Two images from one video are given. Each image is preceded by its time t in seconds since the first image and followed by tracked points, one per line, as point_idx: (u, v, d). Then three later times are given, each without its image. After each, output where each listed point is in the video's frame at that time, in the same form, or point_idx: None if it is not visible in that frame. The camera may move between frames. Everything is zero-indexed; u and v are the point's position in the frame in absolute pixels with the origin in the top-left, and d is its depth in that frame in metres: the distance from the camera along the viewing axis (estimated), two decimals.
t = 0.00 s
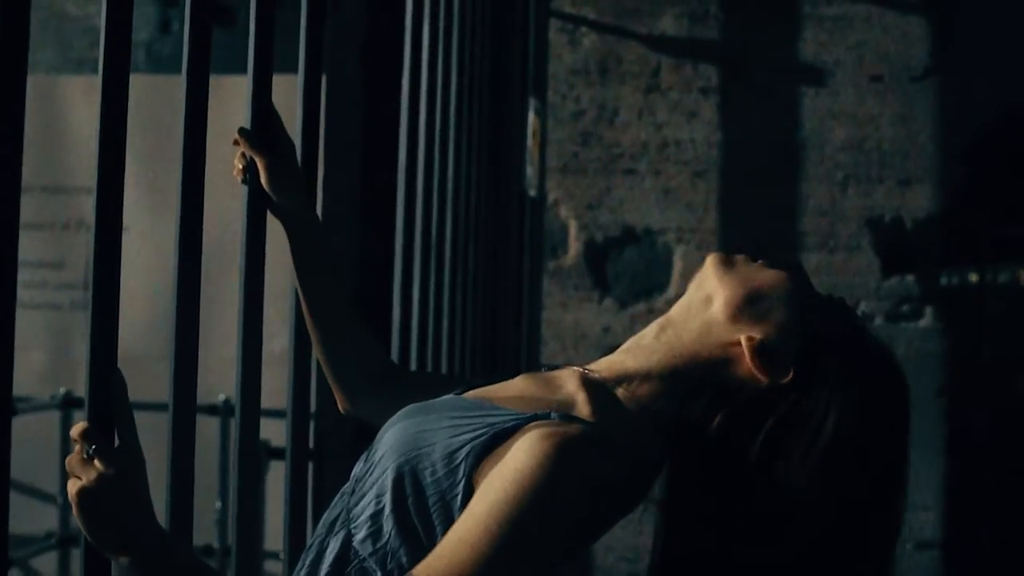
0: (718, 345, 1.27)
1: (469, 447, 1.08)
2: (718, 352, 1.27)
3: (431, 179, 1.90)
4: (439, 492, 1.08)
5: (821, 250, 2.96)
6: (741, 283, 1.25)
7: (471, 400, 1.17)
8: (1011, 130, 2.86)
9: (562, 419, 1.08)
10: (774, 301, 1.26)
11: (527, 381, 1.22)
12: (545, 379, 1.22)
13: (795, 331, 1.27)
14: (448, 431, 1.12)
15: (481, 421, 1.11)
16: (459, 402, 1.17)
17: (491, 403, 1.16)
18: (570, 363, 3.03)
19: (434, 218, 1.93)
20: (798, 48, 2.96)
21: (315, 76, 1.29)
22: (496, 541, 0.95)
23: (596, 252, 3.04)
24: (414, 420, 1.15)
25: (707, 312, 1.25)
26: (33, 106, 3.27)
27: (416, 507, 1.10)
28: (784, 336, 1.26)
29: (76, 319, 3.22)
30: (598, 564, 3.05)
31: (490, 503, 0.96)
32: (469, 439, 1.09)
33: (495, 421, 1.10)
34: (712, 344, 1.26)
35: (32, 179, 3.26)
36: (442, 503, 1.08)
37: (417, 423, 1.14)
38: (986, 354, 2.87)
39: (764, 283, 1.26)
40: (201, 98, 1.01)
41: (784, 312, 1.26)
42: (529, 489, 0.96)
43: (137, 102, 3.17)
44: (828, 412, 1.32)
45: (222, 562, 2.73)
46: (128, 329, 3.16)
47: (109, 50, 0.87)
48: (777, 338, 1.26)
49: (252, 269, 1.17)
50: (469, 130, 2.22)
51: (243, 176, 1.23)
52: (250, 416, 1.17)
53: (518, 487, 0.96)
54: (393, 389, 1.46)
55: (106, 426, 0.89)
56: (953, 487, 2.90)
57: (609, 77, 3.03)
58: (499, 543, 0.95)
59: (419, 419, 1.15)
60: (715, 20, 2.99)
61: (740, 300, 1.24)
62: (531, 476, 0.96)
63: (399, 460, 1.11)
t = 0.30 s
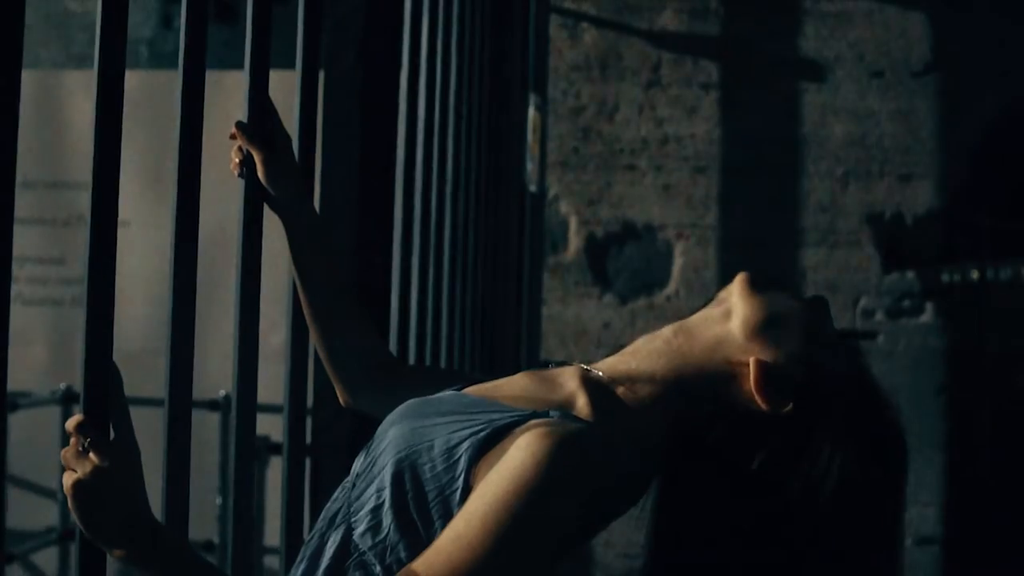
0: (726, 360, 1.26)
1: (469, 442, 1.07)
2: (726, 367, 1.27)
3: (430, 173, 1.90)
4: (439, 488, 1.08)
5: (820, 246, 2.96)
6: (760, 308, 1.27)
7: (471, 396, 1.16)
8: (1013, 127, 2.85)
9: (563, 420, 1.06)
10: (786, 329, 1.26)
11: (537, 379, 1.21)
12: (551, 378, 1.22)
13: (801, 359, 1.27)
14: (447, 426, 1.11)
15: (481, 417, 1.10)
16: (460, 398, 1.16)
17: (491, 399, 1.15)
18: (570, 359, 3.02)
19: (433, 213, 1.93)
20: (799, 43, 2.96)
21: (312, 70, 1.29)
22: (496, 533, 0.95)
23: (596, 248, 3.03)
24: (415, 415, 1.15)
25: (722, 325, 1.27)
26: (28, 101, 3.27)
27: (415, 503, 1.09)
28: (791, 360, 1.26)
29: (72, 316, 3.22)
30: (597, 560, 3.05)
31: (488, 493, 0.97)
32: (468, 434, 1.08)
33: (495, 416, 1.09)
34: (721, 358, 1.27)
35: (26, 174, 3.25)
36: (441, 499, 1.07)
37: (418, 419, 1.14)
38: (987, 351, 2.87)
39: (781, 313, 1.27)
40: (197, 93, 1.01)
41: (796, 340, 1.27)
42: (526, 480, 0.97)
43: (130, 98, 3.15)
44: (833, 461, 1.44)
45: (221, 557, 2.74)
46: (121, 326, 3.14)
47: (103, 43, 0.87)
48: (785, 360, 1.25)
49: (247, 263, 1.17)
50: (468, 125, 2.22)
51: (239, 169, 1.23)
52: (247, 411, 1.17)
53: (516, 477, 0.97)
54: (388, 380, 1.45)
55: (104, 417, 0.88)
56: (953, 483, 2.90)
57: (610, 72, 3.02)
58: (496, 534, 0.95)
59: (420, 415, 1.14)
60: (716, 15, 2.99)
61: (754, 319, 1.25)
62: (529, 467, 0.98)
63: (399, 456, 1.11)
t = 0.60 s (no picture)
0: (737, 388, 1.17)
1: (472, 445, 1.04)
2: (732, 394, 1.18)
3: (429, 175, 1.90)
4: (442, 491, 1.05)
5: (821, 249, 2.96)
6: (780, 339, 1.15)
7: (480, 405, 1.15)
8: (1014, 130, 2.85)
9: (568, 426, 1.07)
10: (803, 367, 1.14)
11: (552, 387, 1.22)
12: (564, 388, 1.21)
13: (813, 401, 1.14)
14: (454, 430, 1.09)
15: (487, 423, 1.08)
16: (467, 406, 1.15)
17: (500, 409, 1.14)
18: (571, 362, 3.02)
19: (432, 216, 1.93)
20: (800, 47, 2.96)
21: (311, 73, 1.29)
22: (494, 539, 0.88)
23: (597, 251, 3.04)
24: (423, 420, 1.13)
25: (737, 353, 1.17)
26: (25, 104, 3.27)
27: (418, 506, 1.06)
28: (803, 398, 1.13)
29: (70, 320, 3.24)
30: (597, 563, 3.05)
31: (489, 502, 0.90)
32: (473, 440, 1.05)
33: (501, 423, 1.07)
34: (731, 384, 1.17)
35: (23, 177, 3.26)
36: (444, 502, 1.04)
37: (426, 425, 1.12)
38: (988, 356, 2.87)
39: (806, 347, 1.15)
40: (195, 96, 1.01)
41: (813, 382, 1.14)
42: (527, 483, 0.90)
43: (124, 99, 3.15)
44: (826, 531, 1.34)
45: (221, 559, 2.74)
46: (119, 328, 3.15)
47: (99, 46, 0.87)
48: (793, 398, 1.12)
49: (244, 266, 1.17)
50: (468, 127, 2.22)
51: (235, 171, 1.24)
52: (245, 413, 1.17)
53: (517, 483, 0.90)
54: (390, 381, 1.45)
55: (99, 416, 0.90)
56: (954, 488, 2.90)
57: (611, 75, 3.02)
58: (494, 539, 0.88)
59: (427, 421, 1.13)
60: (717, 18, 2.99)
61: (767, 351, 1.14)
62: (530, 472, 0.91)
63: (404, 460, 1.09)
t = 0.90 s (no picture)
0: (738, 392, 1.04)
1: (477, 435, 1.00)
2: (733, 399, 1.04)
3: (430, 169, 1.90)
4: (445, 481, 1.01)
5: (824, 244, 2.95)
6: (787, 345, 1.02)
7: (484, 391, 1.08)
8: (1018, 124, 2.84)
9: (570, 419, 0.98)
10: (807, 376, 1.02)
11: (547, 381, 1.10)
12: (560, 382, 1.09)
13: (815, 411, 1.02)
14: (457, 417, 1.04)
15: (492, 411, 1.03)
16: (471, 392, 1.08)
17: (507, 395, 1.08)
18: (574, 356, 3.02)
19: (434, 210, 1.93)
20: (804, 41, 2.95)
21: (311, 66, 1.30)
22: (499, 528, 0.86)
23: (600, 245, 3.04)
24: (425, 404, 1.08)
25: (739, 355, 1.04)
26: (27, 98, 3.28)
27: (420, 495, 1.02)
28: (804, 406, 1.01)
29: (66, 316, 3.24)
30: (599, 557, 3.05)
31: (497, 491, 0.87)
32: (479, 429, 1.00)
33: (507, 413, 1.01)
34: (732, 387, 1.04)
35: (26, 171, 3.27)
36: (446, 492, 1.00)
37: (427, 410, 1.07)
38: (992, 349, 2.86)
39: (812, 353, 1.03)
40: (194, 89, 1.01)
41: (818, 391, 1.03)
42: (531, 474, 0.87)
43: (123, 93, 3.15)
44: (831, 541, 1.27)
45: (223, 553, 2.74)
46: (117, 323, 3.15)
47: (97, 38, 0.87)
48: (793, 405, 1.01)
49: (243, 258, 1.17)
50: (471, 121, 2.21)
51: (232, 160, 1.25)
52: (242, 405, 1.17)
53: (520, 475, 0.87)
54: (392, 376, 1.44)
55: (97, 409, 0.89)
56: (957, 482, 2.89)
57: (615, 69, 3.02)
58: (493, 533, 0.86)
59: (430, 406, 1.07)
60: (721, 12, 2.98)
61: (771, 354, 1.02)
62: (534, 464, 0.87)
63: (406, 448, 1.04)
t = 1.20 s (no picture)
0: (727, 388, 1.09)
1: (468, 426, 1.00)
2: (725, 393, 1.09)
3: (424, 163, 1.90)
4: (434, 472, 1.01)
5: (821, 238, 2.95)
6: (780, 346, 1.08)
7: (479, 380, 1.09)
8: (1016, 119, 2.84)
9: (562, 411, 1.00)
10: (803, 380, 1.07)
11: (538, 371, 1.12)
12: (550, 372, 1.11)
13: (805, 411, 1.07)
14: (449, 408, 1.04)
15: (484, 402, 1.03)
16: (465, 383, 1.08)
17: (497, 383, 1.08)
18: (570, 350, 3.02)
19: (428, 204, 1.92)
20: (801, 36, 2.95)
21: (304, 61, 1.30)
22: (495, 510, 0.85)
23: (597, 239, 3.03)
24: (417, 394, 1.07)
25: (735, 353, 1.09)
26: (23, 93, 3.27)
27: (410, 486, 1.02)
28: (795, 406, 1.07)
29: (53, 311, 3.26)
30: (597, 552, 3.05)
31: (487, 482, 0.87)
32: (472, 419, 1.00)
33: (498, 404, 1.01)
34: (721, 384, 1.09)
35: (23, 166, 3.26)
36: (434, 483, 1.01)
37: (419, 400, 1.06)
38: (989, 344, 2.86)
39: (805, 355, 1.08)
40: (185, 82, 1.02)
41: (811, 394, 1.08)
42: (526, 465, 0.88)
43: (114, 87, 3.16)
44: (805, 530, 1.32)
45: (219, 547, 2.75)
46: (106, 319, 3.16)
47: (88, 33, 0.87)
48: (783, 402, 1.06)
49: (235, 252, 1.17)
50: (466, 116, 2.21)
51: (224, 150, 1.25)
52: (233, 398, 1.18)
53: (513, 466, 0.88)
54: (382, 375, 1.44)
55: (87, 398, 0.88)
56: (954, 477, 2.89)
57: (612, 63, 3.02)
58: (490, 516, 0.84)
59: (421, 396, 1.07)
60: (718, 6, 2.98)
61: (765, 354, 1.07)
62: (526, 456, 0.88)
63: (398, 438, 1.04)
